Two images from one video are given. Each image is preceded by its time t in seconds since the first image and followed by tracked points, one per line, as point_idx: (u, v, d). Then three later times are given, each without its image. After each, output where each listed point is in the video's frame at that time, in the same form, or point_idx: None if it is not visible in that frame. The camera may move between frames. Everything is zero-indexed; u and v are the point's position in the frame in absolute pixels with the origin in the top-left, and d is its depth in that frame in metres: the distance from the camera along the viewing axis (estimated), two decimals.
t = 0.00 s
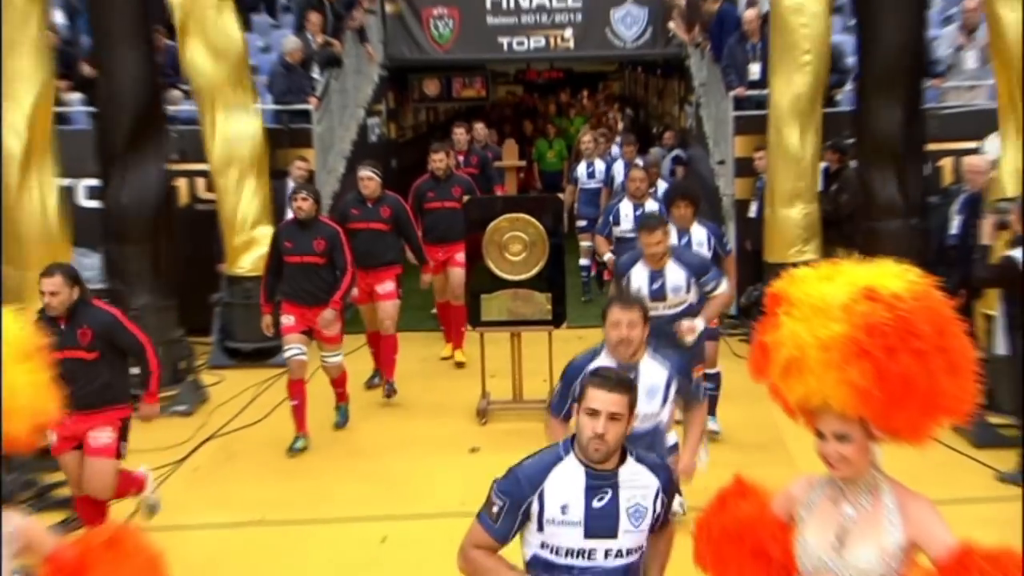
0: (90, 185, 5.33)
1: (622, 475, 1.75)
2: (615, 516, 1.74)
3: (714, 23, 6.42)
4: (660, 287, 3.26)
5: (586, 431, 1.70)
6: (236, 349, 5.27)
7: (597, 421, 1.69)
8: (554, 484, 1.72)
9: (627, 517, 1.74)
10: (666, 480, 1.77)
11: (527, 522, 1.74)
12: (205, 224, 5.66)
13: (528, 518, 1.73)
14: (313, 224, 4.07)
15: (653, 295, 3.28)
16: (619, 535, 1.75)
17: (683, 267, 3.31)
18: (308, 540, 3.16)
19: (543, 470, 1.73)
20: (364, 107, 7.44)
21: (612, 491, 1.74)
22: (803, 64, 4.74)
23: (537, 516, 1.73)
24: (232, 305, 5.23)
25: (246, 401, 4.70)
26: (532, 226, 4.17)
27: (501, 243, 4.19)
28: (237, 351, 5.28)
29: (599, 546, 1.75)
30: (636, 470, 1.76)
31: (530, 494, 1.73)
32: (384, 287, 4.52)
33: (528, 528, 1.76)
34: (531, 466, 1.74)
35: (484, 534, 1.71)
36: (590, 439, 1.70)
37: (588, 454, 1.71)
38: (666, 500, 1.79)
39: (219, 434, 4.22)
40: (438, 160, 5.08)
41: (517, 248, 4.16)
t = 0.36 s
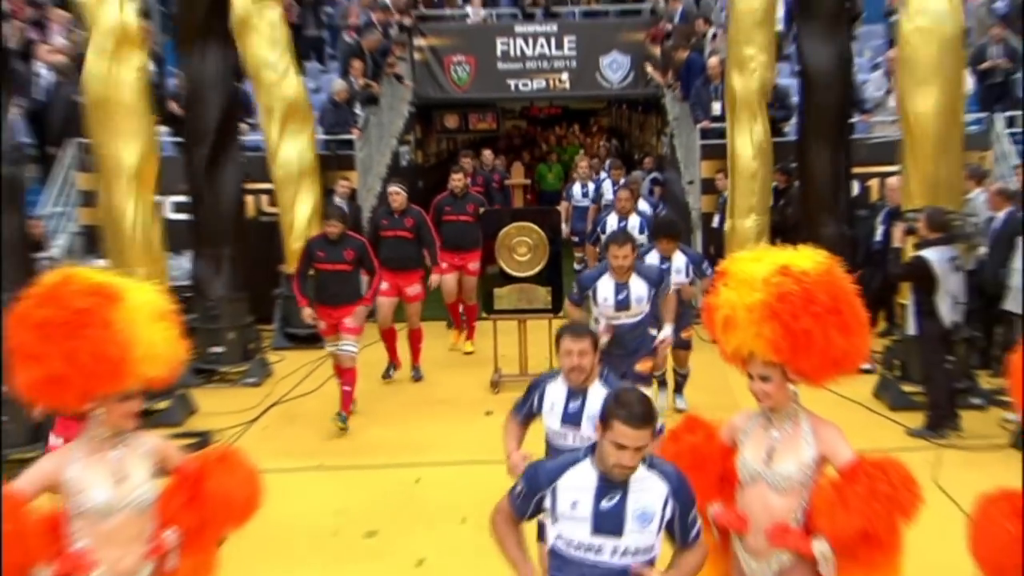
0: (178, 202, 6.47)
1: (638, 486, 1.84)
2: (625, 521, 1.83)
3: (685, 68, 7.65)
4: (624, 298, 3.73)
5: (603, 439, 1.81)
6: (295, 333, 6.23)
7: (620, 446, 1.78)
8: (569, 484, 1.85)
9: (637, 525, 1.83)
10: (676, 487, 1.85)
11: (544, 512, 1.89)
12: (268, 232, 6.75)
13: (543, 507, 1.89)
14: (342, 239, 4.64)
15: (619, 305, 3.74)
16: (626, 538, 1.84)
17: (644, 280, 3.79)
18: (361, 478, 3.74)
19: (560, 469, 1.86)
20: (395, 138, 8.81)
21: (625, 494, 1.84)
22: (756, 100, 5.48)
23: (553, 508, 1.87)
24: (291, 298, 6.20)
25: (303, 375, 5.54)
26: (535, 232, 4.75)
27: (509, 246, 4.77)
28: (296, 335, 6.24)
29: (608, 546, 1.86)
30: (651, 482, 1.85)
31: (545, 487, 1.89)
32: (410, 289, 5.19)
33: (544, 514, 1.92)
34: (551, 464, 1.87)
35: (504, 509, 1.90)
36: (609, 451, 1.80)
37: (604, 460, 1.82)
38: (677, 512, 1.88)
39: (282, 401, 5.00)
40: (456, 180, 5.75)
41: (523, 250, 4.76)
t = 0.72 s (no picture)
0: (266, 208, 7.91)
1: (705, 482, 2.07)
2: (702, 513, 2.06)
3: (673, 98, 9.29)
4: (585, 304, 4.36)
5: (679, 448, 2.00)
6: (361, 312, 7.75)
7: (698, 450, 1.99)
8: (652, 493, 2.03)
9: (711, 511, 2.08)
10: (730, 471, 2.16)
11: (628, 528, 2.02)
12: (334, 232, 8.29)
13: (631, 522, 2.01)
14: (382, 241, 5.38)
15: (580, 309, 4.38)
16: (705, 527, 2.06)
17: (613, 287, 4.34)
18: (411, 434, 4.55)
19: (639, 481, 2.04)
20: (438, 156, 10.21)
21: (697, 491, 2.05)
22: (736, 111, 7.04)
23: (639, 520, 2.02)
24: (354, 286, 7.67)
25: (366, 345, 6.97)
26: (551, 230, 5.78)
27: (530, 243, 5.74)
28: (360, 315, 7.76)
29: (690, 537, 2.07)
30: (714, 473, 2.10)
31: (634, 506, 2.02)
32: (439, 287, 6.00)
33: (630, 531, 2.04)
34: (628, 476, 2.04)
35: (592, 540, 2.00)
36: (684, 454, 1.99)
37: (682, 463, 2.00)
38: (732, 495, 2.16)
39: (351, 364, 6.31)
40: (477, 194, 6.46)
41: (542, 246, 5.75)
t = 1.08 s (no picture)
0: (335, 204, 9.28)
1: (783, 461, 2.25)
2: (776, 490, 2.23)
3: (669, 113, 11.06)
4: (590, 302, 4.44)
5: (757, 422, 2.22)
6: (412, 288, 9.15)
7: (776, 422, 2.19)
8: (728, 461, 2.26)
9: (784, 490, 2.24)
10: (808, 457, 2.28)
11: (704, 488, 2.30)
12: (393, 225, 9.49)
13: (704, 482, 2.29)
14: (415, 236, 6.29)
15: (585, 307, 4.45)
16: (776, 502, 2.24)
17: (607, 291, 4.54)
18: (448, 382, 5.65)
19: (720, 448, 2.29)
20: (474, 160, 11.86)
21: (772, 467, 2.25)
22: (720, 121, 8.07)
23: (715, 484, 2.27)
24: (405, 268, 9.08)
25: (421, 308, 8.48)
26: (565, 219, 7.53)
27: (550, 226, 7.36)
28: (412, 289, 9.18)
29: (760, 510, 2.25)
30: (791, 455, 2.27)
31: (709, 467, 2.29)
32: (467, 272, 6.75)
33: (704, 491, 2.30)
34: (709, 443, 2.31)
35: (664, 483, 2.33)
36: (763, 423, 2.20)
37: (762, 437, 2.20)
38: (809, 479, 2.29)
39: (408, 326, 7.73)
40: (504, 193, 7.38)
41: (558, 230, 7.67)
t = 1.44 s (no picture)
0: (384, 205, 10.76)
1: (834, 439, 2.65)
2: (834, 467, 2.62)
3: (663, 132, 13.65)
4: (597, 307, 4.63)
5: (817, 409, 2.54)
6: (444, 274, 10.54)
7: (831, 404, 2.52)
8: (799, 453, 2.56)
9: (839, 464, 2.65)
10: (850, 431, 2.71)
11: (787, 482, 2.56)
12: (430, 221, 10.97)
13: (785, 478, 2.55)
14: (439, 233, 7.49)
15: (592, 312, 4.64)
16: (836, 476, 2.64)
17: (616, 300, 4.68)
18: (482, 346, 6.85)
19: (790, 443, 2.56)
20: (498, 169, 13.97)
21: (830, 450, 2.61)
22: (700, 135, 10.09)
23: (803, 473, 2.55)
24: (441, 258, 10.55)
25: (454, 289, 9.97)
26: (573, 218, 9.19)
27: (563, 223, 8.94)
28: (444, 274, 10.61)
29: (824, 486, 2.63)
30: (837, 434, 2.68)
31: (787, 466, 2.55)
32: (491, 263, 7.92)
33: (781, 485, 2.58)
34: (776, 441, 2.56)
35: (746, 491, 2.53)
36: (822, 413, 2.53)
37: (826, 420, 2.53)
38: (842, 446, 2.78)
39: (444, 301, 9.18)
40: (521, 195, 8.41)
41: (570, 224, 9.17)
